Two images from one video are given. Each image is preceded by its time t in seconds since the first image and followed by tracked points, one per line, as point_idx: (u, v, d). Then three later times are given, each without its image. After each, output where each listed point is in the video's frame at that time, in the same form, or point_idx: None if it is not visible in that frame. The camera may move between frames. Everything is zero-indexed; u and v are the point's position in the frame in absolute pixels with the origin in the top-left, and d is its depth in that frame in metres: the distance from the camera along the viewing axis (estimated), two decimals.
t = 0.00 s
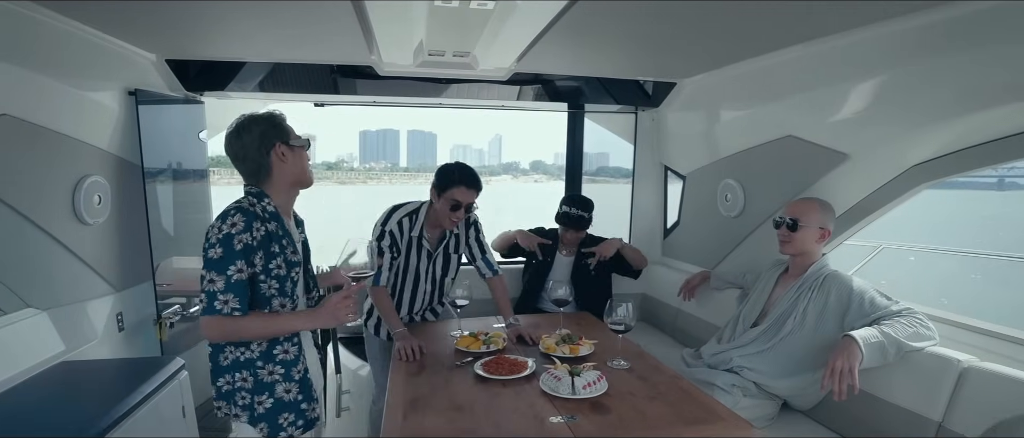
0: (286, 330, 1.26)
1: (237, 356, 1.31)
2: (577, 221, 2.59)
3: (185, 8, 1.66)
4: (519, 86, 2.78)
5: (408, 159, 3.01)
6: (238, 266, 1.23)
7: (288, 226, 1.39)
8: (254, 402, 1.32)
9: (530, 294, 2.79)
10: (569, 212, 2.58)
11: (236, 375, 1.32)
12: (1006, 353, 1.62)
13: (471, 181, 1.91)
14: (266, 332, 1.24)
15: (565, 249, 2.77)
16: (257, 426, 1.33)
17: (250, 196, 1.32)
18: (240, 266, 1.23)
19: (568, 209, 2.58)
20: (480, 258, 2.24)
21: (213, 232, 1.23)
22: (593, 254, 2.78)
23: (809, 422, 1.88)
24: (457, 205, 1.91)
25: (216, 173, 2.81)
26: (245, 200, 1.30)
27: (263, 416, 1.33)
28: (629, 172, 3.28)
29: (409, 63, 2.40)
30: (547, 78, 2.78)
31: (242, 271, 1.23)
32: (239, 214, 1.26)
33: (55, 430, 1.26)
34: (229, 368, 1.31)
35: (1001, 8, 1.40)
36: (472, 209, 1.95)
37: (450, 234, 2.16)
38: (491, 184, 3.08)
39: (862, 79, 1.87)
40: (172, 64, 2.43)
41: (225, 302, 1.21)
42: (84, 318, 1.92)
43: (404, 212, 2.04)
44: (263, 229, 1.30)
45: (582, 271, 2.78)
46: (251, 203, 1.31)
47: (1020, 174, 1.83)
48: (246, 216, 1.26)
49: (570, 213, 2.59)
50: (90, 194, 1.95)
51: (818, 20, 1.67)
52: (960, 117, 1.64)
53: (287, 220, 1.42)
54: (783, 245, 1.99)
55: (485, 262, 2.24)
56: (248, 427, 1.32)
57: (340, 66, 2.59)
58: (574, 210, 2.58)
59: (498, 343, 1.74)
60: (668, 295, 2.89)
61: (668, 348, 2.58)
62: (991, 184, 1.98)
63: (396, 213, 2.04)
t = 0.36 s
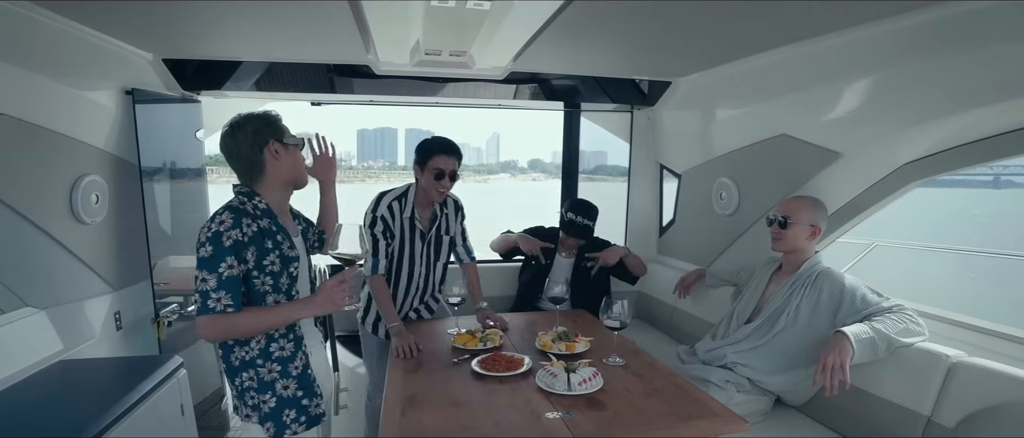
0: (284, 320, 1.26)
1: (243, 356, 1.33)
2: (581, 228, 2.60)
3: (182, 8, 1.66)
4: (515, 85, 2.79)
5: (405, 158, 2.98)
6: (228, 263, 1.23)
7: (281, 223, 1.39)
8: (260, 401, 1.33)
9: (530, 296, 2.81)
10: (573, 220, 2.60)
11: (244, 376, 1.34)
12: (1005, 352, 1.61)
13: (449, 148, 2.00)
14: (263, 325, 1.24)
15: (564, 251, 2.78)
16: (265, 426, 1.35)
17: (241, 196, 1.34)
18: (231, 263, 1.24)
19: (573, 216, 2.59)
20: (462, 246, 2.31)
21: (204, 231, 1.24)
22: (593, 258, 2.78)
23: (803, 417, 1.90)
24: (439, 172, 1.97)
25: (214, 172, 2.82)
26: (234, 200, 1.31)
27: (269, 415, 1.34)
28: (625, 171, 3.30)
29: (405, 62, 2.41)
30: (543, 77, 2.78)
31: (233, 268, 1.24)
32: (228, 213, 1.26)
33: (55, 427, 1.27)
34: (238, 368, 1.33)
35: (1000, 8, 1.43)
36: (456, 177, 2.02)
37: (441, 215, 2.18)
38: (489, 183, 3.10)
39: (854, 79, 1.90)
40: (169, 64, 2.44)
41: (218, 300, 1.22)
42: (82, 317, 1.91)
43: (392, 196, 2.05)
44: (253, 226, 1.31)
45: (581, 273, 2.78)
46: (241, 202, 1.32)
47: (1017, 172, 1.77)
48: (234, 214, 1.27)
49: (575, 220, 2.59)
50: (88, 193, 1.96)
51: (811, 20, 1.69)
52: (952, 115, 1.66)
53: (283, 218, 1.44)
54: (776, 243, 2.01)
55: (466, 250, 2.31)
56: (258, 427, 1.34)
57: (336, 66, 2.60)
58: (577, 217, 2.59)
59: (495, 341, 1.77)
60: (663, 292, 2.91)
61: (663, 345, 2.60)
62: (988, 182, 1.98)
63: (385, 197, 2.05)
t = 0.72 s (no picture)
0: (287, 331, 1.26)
1: (246, 355, 1.34)
2: (589, 222, 2.61)
3: (187, 11, 1.69)
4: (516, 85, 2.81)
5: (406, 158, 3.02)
6: (245, 264, 1.25)
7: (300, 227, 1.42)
8: (261, 399, 1.35)
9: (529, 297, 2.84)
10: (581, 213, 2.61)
11: (243, 375, 1.34)
12: (998, 351, 1.63)
13: (402, 130, 2.11)
14: (264, 332, 1.24)
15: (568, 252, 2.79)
16: (268, 424, 1.37)
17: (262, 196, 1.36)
18: (248, 265, 1.25)
19: (580, 209, 2.61)
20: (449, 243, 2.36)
21: (227, 231, 1.26)
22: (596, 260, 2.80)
23: (798, 414, 1.93)
24: (394, 153, 2.10)
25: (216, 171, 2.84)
26: (257, 201, 1.34)
27: (274, 413, 1.36)
28: (623, 170, 3.34)
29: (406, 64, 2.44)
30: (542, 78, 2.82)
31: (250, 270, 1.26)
32: (251, 215, 1.28)
33: (62, 427, 1.28)
34: (238, 367, 1.34)
35: (993, 11, 1.44)
36: (415, 157, 2.12)
37: (419, 207, 2.26)
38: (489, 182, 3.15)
39: (849, 81, 1.93)
40: (171, 66, 2.46)
41: (229, 298, 1.23)
42: (85, 318, 1.93)
43: (368, 197, 2.18)
44: (274, 228, 1.33)
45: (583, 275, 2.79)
46: (263, 203, 1.34)
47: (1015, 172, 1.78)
48: (256, 216, 1.29)
49: (582, 213, 2.61)
50: (92, 195, 1.98)
51: (809, 22, 1.70)
52: (944, 118, 1.69)
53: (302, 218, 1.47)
54: (772, 243, 2.04)
55: (454, 247, 2.36)
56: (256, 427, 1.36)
57: (337, 67, 2.62)
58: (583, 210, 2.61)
59: (495, 340, 1.79)
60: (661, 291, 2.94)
61: (661, 343, 2.63)
62: (985, 181, 1.99)
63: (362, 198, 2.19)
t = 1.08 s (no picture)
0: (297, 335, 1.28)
1: (247, 361, 1.35)
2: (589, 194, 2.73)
3: (191, 16, 1.70)
4: (514, 87, 2.84)
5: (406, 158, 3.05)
6: (260, 270, 1.27)
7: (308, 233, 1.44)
8: (262, 405, 1.36)
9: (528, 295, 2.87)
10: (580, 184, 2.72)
11: (243, 381, 1.35)
12: (996, 352, 1.64)
13: (394, 135, 2.15)
14: (275, 336, 1.26)
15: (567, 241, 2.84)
16: (270, 429, 1.38)
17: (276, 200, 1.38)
18: (263, 271, 1.27)
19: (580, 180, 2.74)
20: (450, 245, 2.38)
21: (241, 236, 1.27)
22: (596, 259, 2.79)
23: (794, 412, 1.96)
24: (386, 158, 2.13)
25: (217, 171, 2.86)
26: (271, 204, 1.36)
27: (277, 418, 1.38)
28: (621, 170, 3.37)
29: (407, 68, 2.47)
30: (541, 80, 2.86)
31: (264, 276, 1.28)
32: (267, 220, 1.30)
33: (69, 429, 1.30)
34: (237, 372, 1.35)
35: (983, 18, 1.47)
36: (408, 162, 2.15)
37: (415, 211, 2.28)
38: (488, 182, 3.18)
39: (844, 85, 1.96)
40: (172, 68, 2.47)
41: (242, 303, 1.25)
42: (87, 319, 1.94)
43: (364, 202, 2.24)
44: (287, 234, 1.35)
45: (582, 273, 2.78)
46: (276, 207, 1.36)
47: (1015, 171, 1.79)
48: (273, 221, 1.31)
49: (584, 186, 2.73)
50: (96, 197, 2.00)
51: (806, 27, 1.72)
52: (937, 121, 1.72)
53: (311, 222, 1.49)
54: (768, 245, 2.06)
55: (454, 249, 2.39)
56: (255, 432, 1.37)
57: (337, 68, 2.64)
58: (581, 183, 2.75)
59: (495, 341, 1.82)
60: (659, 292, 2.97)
61: (660, 343, 2.66)
62: (983, 180, 1.98)
63: (359, 203, 2.24)
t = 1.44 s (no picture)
0: (290, 342, 1.21)
1: (225, 375, 1.26)
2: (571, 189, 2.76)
3: (189, 17, 1.70)
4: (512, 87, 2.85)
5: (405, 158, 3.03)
6: (248, 281, 1.18)
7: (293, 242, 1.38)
8: (239, 422, 1.27)
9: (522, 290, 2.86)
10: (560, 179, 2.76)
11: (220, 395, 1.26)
12: (995, 352, 1.64)
13: (409, 141, 2.13)
14: (270, 347, 1.19)
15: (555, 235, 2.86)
16: None
17: (266, 207, 1.30)
18: (250, 282, 1.19)
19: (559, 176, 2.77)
20: (454, 247, 2.38)
21: (225, 245, 1.19)
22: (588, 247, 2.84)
23: (793, 413, 1.96)
24: (399, 163, 2.12)
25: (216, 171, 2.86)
26: (257, 210, 1.28)
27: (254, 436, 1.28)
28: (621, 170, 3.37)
29: (405, 68, 2.47)
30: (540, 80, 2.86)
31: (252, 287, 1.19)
32: (253, 227, 1.22)
33: (66, 430, 1.30)
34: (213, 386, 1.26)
35: (981, 19, 1.47)
36: (421, 169, 2.14)
37: (423, 215, 2.28)
38: (489, 181, 3.17)
39: (843, 85, 1.96)
40: (170, 69, 2.46)
41: (230, 317, 1.16)
42: (85, 322, 1.93)
43: (373, 204, 2.22)
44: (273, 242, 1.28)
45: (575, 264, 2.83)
46: (263, 213, 1.28)
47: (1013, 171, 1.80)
48: (259, 229, 1.23)
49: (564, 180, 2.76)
50: (94, 200, 1.99)
51: (804, 27, 1.72)
52: (935, 122, 1.72)
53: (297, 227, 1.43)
54: (768, 245, 2.06)
55: (457, 252, 2.39)
56: None
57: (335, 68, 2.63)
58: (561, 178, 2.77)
59: (495, 342, 1.81)
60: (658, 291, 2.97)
61: (659, 343, 2.67)
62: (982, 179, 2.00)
63: (368, 204, 2.22)
